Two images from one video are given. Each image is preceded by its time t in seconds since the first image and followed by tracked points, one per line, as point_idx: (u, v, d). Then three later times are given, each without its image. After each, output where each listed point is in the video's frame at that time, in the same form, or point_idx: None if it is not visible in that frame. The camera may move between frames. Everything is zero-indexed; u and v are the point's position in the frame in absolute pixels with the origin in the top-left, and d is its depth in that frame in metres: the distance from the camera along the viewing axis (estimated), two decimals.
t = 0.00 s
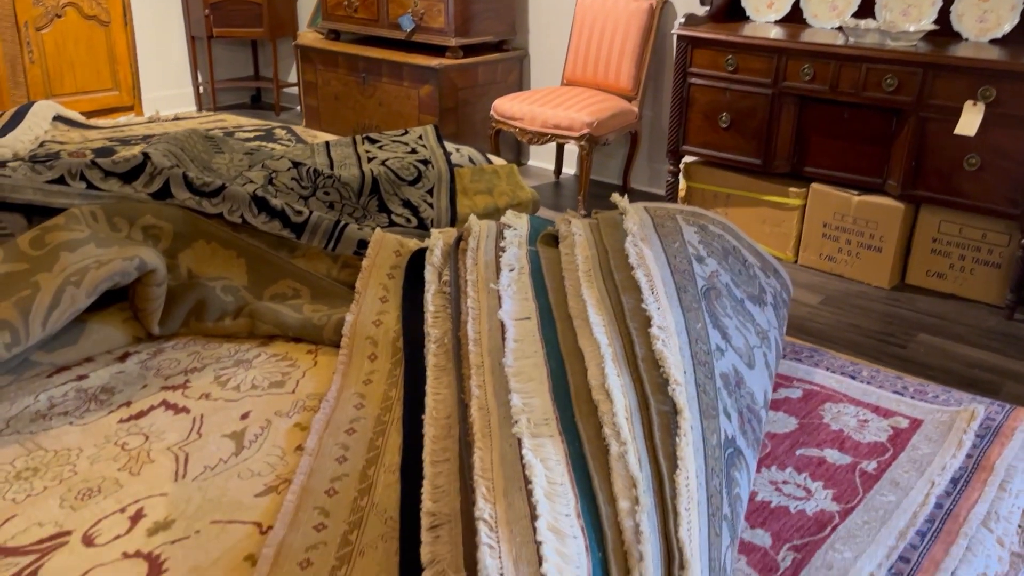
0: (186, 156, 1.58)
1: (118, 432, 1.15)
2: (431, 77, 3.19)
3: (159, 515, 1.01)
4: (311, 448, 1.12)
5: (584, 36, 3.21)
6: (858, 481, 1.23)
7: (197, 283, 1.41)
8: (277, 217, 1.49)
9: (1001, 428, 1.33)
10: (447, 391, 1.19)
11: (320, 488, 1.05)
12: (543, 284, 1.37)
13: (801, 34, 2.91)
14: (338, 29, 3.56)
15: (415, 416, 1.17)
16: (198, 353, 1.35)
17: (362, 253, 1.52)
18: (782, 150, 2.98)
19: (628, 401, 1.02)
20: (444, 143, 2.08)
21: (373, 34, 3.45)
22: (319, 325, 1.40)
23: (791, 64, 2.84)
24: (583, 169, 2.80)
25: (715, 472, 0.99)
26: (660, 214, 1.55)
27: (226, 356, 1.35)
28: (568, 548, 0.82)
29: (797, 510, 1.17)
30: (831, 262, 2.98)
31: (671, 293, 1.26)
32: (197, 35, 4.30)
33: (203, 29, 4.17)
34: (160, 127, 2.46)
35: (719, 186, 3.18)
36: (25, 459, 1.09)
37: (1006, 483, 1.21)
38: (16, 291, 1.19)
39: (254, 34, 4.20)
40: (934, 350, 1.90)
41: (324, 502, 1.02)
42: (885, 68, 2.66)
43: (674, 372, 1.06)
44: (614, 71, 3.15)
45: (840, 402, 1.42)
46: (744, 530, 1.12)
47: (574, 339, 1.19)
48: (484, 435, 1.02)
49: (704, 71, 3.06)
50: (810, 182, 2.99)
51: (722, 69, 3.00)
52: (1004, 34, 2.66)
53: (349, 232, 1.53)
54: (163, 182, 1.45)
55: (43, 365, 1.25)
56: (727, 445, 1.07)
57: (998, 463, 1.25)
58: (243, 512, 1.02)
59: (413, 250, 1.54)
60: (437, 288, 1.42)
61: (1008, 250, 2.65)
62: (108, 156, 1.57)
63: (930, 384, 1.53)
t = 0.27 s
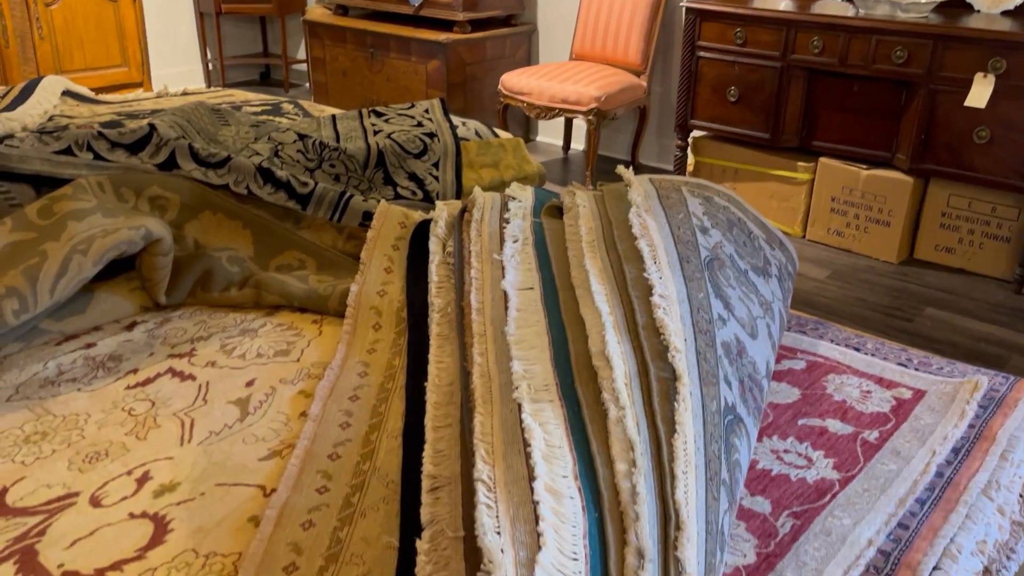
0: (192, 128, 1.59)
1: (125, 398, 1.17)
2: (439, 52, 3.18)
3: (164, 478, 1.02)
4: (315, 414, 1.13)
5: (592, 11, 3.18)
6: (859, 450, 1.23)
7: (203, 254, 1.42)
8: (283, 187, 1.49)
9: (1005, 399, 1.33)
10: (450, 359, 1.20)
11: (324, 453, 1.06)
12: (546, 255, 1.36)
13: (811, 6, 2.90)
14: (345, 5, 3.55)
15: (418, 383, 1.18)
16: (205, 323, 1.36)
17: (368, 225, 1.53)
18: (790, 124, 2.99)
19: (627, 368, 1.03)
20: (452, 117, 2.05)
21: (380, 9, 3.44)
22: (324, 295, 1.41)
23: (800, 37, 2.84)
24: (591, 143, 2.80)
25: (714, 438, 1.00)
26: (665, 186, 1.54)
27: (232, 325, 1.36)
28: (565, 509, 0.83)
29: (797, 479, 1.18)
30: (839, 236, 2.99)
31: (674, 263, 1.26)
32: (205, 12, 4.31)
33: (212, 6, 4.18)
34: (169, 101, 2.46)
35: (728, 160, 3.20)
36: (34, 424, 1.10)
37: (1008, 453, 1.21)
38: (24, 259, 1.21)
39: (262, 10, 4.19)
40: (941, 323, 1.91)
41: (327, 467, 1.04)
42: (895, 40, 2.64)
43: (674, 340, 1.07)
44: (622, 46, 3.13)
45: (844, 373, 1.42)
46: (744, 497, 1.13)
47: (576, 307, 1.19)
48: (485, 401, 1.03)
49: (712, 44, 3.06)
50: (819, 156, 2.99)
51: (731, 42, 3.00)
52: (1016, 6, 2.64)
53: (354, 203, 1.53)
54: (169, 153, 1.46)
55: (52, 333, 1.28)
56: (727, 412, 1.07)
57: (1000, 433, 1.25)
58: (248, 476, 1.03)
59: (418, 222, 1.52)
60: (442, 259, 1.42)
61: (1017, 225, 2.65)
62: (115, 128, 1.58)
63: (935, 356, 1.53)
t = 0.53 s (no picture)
0: (201, 99, 1.60)
1: (137, 363, 1.19)
2: (447, 25, 3.17)
3: (176, 439, 1.04)
4: (324, 378, 1.15)
5: None
6: (863, 417, 1.24)
7: (212, 223, 1.43)
8: (290, 157, 1.50)
9: (1010, 366, 1.33)
10: (457, 325, 1.21)
11: (332, 416, 1.08)
12: (553, 224, 1.36)
13: None
14: None
15: (424, 349, 1.20)
16: (215, 291, 1.38)
17: (375, 195, 1.54)
18: (799, 96, 2.99)
19: (631, 332, 1.04)
20: (459, 89, 2.05)
21: None
22: (332, 263, 1.42)
23: (810, 7, 2.85)
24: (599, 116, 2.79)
25: (717, 401, 1.01)
26: (672, 155, 1.54)
27: (241, 293, 1.38)
28: (568, 467, 0.84)
29: (801, 443, 1.19)
30: (847, 208, 2.97)
31: (679, 231, 1.26)
32: None
33: None
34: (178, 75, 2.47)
35: (737, 132, 3.18)
36: (48, 388, 1.13)
37: (1012, 419, 1.21)
38: (36, 226, 1.22)
39: None
40: (949, 293, 1.92)
41: (335, 429, 1.06)
42: (906, 9, 2.64)
43: (678, 305, 1.07)
44: (631, 19, 3.11)
45: (850, 342, 1.43)
46: (747, 461, 1.14)
47: (582, 274, 1.20)
48: (490, 364, 1.04)
49: (722, 16, 3.07)
50: (827, 128, 2.99)
51: (741, 13, 3.01)
52: None
53: (362, 173, 1.54)
54: (178, 123, 1.47)
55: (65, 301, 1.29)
56: (731, 377, 1.08)
57: (1005, 400, 1.25)
58: (257, 438, 1.05)
59: (425, 191, 1.54)
60: (449, 228, 1.42)
61: None
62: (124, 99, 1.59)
63: (942, 325, 1.53)
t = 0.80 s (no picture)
0: (203, 72, 1.60)
1: (142, 333, 1.20)
2: None
3: (181, 406, 1.06)
4: (327, 347, 1.16)
5: None
6: (863, 384, 1.24)
7: (216, 195, 1.44)
8: (293, 129, 1.51)
9: (1010, 334, 1.33)
10: (459, 294, 1.22)
11: (335, 383, 1.09)
12: (554, 195, 1.35)
13: None
14: None
15: (426, 317, 1.21)
16: (219, 263, 1.39)
17: (377, 167, 1.54)
18: (803, 68, 2.97)
19: (630, 299, 1.04)
20: (461, 62, 2.04)
21: None
22: (335, 235, 1.42)
23: None
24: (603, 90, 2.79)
25: (716, 367, 1.02)
26: (673, 125, 1.53)
27: (245, 265, 1.39)
28: (566, 429, 0.85)
29: (800, 410, 1.20)
30: (852, 180, 2.99)
31: (680, 200, 1.26)
32: None
33: None
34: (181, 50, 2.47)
35: (741, 105, 3.18)
36: (55, 357, 1.14)
37: (1011, 386, 1.22)
38: (40, 198, 1.23)
39: None
40: (951, 265, 1.94)
41: (338, 395, 1.07)
42: None
43: (677, 272, 1.08)
44: None
45: (851, 311, 1.43)
46: (746, 427, 1.15)
47: (582, 243, 1.20)
48: (491, 331, 1.05)
49: None
50: (832, 101, 2.98)
51: None
52: None
53: (364, 145, 1.54)
54: (180, 96, 1.48)
55: (70, 273, 1.30)
56: (730, 343, 1.09)
57: (1005, 367, 1.26)
58: (261, 404, 1.07)
59: (427, 163, 1.54)
60: (450, 199, 1.43)
61: None
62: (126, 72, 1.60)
63: (944, 295, 1.53)
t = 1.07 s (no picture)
0: (200, 47, 1.61)
1: (143, 304, 1.21)
2: None
3: (181, 374, 1.07)
4: (325, 317, 1.17)
5: None
6: (858, 352, 1.25)
7: (215, 169, 1.45)
8: (290, 104, 1.52)
9: (1005, 303, 1.34)
10: (455, 265, 1.22)
11: (333, 351, 1.10)
12: (551, 166, 1.35)
13: None
14: None
15: (424, 287, 1.21)
16: (218, 236, 1.40)
17: (375, 141, 1.54)
18: (803, 41, 2.96)
19: (625, 266, 1.05)
20: (460, 36, 2.02)
21: None
22: (333, 208, 1.43)
23: None
24: (603, 65, 2.78)
25: (709, 333, 1.04)
26: (671, 97, 1.53)
27: (244, 238, 1.40)
28: (559, 392, 0.86)
29: (795, 378, 1.21)
30: (852, 153, 2.99)
31: (676, 170, 1.27)
32: None
33: None
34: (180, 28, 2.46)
35: (741, 79, 3.19)
36: (57, 328, 1.15)
37: (1005, 353, 1.23)
38: (40, 171, 1.24)
39: None
40: (949, 236, 1.97)
41: (336, 363, 1.08)
42: None
43: (671, 241, 1.09)
44: None
45: (847, 281, 1.44)
46: (741, 394, 1.16)
47: (578, 212, 1.20)
48: (487, 299, 1.06)
49: None
50: (831, 74, 2.97)
51: None
52: None
53: (361, 119, 1.55)
54: (178, 71, 1.49)
55: (71, 246, 1.31)
56: (724, 310, 1.10)
57: (999, 334, 1.27)
58: (260, 372, 1.08)
59: (424, 137, 1.53)
60: (448, 172, 1.43)
61: None
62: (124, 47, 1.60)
63: (940, 265, 1.54)
